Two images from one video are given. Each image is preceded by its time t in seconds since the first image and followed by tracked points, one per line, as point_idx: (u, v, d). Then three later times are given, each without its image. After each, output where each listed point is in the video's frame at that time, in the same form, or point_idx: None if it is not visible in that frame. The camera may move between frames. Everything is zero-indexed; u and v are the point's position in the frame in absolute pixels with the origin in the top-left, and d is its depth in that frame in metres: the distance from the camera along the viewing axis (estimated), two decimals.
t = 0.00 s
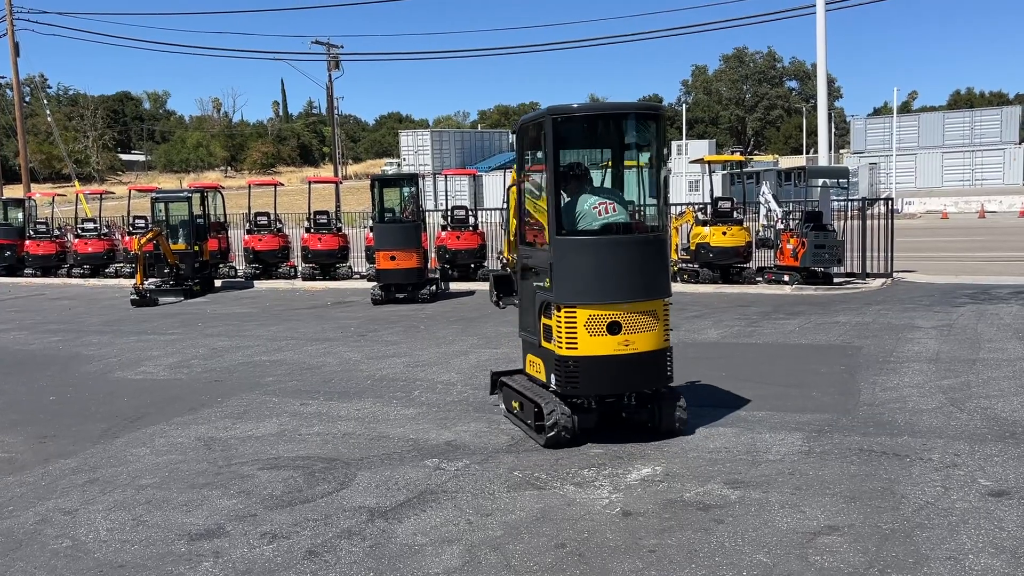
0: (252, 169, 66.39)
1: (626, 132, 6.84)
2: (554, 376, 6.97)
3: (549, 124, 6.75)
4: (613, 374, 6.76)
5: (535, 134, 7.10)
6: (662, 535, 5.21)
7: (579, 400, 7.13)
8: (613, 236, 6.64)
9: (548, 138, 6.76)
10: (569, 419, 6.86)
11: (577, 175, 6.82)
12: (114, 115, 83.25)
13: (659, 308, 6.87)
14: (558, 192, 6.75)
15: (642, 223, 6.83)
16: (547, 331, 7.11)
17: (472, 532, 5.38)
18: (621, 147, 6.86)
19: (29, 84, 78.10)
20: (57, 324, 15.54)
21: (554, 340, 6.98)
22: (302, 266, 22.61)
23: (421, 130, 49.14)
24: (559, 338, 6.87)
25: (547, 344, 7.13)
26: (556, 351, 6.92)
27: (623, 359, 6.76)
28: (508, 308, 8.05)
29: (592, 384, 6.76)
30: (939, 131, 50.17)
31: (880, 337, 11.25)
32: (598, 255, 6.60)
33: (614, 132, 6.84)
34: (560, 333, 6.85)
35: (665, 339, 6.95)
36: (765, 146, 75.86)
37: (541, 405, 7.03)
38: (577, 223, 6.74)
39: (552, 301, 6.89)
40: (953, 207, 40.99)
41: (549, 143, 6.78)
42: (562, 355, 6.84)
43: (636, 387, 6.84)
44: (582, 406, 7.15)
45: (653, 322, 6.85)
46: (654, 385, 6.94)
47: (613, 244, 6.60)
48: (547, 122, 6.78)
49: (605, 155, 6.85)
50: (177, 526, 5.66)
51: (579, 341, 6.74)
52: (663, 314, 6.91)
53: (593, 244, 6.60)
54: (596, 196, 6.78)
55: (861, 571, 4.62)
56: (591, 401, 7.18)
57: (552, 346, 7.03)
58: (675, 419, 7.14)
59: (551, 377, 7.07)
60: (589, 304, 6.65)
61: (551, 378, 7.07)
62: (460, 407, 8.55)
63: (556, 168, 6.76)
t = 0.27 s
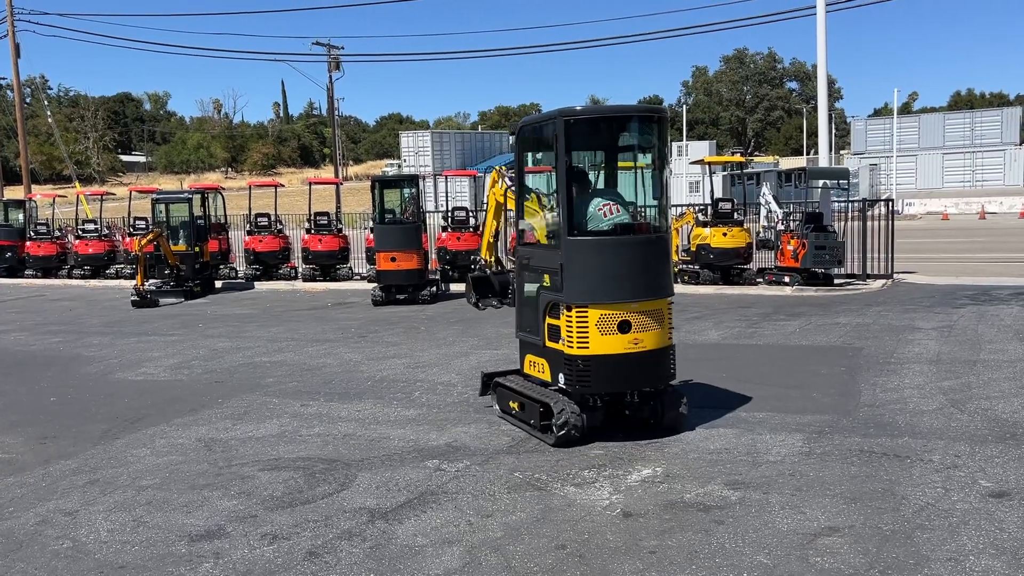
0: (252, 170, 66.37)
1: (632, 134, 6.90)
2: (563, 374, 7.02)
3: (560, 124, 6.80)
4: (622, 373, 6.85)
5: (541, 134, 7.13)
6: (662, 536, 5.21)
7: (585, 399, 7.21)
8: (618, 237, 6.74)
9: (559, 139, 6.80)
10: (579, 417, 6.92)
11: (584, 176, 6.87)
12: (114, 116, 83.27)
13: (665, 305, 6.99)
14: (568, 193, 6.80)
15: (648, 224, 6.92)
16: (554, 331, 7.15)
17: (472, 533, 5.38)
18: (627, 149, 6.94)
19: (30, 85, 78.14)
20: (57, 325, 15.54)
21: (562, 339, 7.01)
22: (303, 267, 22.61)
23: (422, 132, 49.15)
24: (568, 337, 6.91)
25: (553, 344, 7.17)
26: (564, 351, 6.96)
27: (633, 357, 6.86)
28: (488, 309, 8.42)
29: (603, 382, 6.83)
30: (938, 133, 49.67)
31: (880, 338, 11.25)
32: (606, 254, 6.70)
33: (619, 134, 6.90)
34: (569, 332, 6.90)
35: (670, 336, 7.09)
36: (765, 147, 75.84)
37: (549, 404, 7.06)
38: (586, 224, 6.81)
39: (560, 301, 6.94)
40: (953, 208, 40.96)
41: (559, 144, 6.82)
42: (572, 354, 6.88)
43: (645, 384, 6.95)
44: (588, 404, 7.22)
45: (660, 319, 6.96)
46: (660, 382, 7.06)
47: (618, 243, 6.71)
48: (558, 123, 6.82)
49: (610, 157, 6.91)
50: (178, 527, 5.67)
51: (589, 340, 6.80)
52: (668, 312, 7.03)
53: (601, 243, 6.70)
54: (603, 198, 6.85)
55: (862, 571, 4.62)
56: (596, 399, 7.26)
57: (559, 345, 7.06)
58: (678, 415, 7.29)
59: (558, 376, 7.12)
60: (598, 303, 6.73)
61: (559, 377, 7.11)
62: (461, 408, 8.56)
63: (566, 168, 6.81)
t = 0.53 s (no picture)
0: (254, 171, 66.44)
1: (640, 139, 6.92)
2: (573, 374, 7.08)
3: (574, 127, 6.82)
4: (632, 370, 6.98)
5: (550, 134, 7.14)
6: (664, 537, 5.21)
7: (591, 396, 7.29)
8: (625, 236, 6.86)
9: (572, 141, 6.82)
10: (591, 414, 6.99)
11: (594, 177, 6.90)
12: (117, 117, 83.39)
13: (669, 305, 7.18)
14: (579, 194, 6.85)
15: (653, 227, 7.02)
16: (561, 331, 7.22)
17: (474, 534, 5.39)
18: (634, 152, 6.95)
19: (32, 86, 78.28)
20: (59, 326, 15.56)
21: (572, 339, 7.09)
22: (304, 268, 22.63)
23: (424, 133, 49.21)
24: (579, 337, 6.99)
25: (560, 343, 7.23)
26: (574, 350, 7.05)
27: (641, 355, 7.00)
28: (465, 311, 9.04)
29: (615, 379, 6.95)
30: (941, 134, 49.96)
31: (882, 339, 11.24)
32: (613, 254, 6.81)
33: (629, 137, 6.92)
34: (580, 331, 6.97)
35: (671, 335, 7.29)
36: (766, 149, 75.85)
37: (559, 403, 7.11)
38: (596, 225, 6.87)
39: (570, 301, 7.02)
40: (955, 209, 40.95)
41: (572, 146, 6.84)
42: (583, 353, 6.96)
43: (652, 381, 7.10)
44: (592, 402, 7.31)
45: (665, 318, 7.15)
46: (664, 379, 7.23)
47: (624, 244, 6.83)
48: (572, 125, 6.83)
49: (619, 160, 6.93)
50: (180, 528, 5.67)
51: (602, 339, 6.90)
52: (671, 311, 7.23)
53: (608, 244, 6.81)
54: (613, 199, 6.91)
55: (864, 573, 4.61)
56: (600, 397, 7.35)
57: (568, 345, 7.13)
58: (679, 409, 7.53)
59: (566, 375, 7.18)
60: (610, 302, 6.86)
61: (567, 376, 7.17)
62: (462, 409, 8.56)
63: (578, 170, 6.84)
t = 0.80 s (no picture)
0: (257, 172, 66.52)
1: (644, 140, 6.98)
2: (581, 373, 7.12)
3: (583, 128, 6.87)
4: (638, 368, 7.08)
5: (552, 136, 7.17)
6: (666, 538, 5.20)
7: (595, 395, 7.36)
8: (630, 236, 6.96)
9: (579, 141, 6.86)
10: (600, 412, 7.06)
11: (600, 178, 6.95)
12: (119, 118, 83.52)
13: (670, 303, 7.32)
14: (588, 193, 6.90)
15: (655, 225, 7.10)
16: (567, 330, 7.25)
17: (476, 535, 5.38)
18: (638, 153, 7.02)
19: (35, 86, 78.43)
20: (62, 326, 15.57)
21: (579, 338, 7.13)
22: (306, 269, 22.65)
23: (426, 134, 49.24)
24: (587, 336, 7.04)
25: (566, 343, 7.26)
26: (581, 350, 7.10)
27: (646, 353, 7.11)
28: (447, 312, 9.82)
29: (623, 378, 7.02)
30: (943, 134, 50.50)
31: (885, 340, 11.23)
32: (620, 253, 6.90)
33: (634, 139, 6.98)
34: (588, 331, 7.02)
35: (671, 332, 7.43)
36: (768, 149, 75.85)
37: (567, 402, 7.15)
38: (602, 224, 6.94)
39: (577, 301, 7.07)
40: (958, 210, 40.93)
41: (580, 146, 6.89)
42: (592, 352, 7.01)
43: (657, 378, 7.22)
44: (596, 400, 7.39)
45: (667, 316, 7.29)
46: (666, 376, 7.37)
47: (630, 245, 6.92)
48: (580, 127, 6.89)
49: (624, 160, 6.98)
50: (182, 529, 5.67)
51: (610, 338, 6.98)
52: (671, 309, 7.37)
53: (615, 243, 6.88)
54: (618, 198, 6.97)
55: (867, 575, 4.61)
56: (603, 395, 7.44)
57: (574, 345, 7.17)
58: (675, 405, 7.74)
59: (572, 374, 7.22)
60: (618, 301, 6.94)
61: (574, 375, 7.21)
62: (464, 410, 8.56)
63: (585, 170, 6.89)
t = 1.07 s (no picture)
0: (261, 173, 66.63)
1: (651, 145, 7.10)
2: (589, 371, 7.19)
3: (594, 130, 6.93)
4: (645, 364, 7.24)
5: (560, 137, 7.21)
6: (670, 540, 5.20)
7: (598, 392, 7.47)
8: (636, 236, 7.06)
9: (591, 144, 6.93)
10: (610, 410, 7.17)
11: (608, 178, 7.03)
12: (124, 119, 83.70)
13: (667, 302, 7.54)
14: (598, 194, 6.97)
15: (658, 229, 7.24)
16: (573, 330, 7.30)
17: (480, 536, 5.38)
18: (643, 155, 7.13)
19: (39, 87, 78.63)
20: (66, 327, 15.60)
21: (587, 337, 7.19)
22: (310, 270, 22.68)
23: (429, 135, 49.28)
24: (596, 335, 7.12)
25: (572, 342, 7.31)
26: (591, 348, 7.17)
27: (651, 350, 7.29)
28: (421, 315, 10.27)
29: (631, 375, 7.15)
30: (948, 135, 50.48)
31: (889, 342, 11.21)
32: (628, 254, 7.00)
33: (640, 141, 7.09)
34: (597, 330, 7.10)
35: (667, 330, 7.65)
36: (773, 150, 75.76)
37: (577, 400, 7.21)
38: (610, 225, 7.00)
39: (586, 301, 7.14)
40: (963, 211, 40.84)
41: (591, 148, 6.95)
42: (602, 350, 7.09)
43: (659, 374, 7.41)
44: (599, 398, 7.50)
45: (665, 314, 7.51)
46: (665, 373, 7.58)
47: (637, 245, 7.03)
48: (591, 129, 6.95)
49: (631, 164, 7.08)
50: (186, 529, 5.67)
51: (620, 336, 7.09)
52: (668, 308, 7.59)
53: (624, 244, 6.98)
54: (625, 200, 7.06)
55: None
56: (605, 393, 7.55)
57: (582, 343, 7.23)
58: (670, 401, 8.03)
59: (579, 373, 7.28)
60: (626, 301, 7.06)
61: (581, 374, 7.27)
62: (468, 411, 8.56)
63: (596, 171, 6.96)
